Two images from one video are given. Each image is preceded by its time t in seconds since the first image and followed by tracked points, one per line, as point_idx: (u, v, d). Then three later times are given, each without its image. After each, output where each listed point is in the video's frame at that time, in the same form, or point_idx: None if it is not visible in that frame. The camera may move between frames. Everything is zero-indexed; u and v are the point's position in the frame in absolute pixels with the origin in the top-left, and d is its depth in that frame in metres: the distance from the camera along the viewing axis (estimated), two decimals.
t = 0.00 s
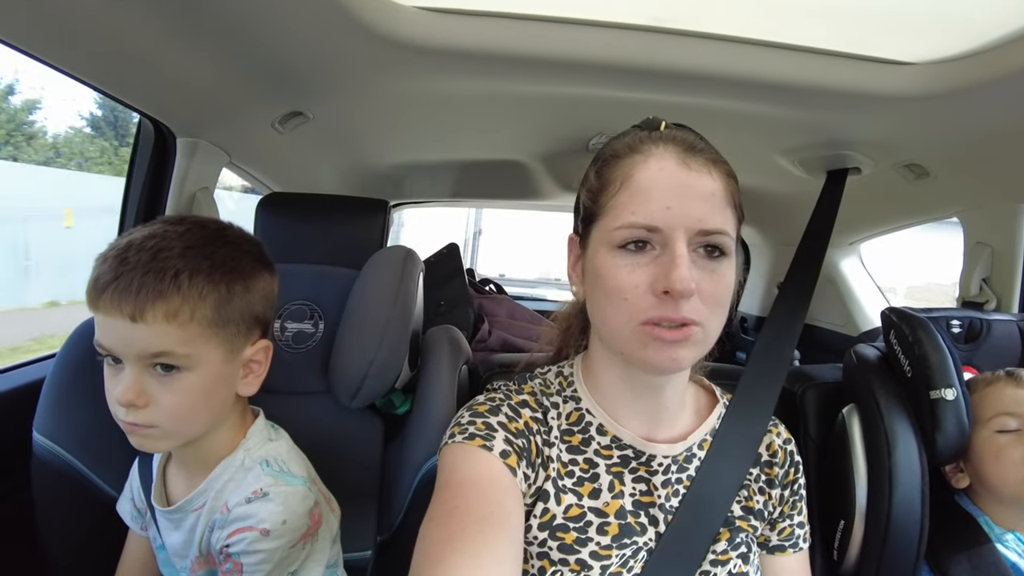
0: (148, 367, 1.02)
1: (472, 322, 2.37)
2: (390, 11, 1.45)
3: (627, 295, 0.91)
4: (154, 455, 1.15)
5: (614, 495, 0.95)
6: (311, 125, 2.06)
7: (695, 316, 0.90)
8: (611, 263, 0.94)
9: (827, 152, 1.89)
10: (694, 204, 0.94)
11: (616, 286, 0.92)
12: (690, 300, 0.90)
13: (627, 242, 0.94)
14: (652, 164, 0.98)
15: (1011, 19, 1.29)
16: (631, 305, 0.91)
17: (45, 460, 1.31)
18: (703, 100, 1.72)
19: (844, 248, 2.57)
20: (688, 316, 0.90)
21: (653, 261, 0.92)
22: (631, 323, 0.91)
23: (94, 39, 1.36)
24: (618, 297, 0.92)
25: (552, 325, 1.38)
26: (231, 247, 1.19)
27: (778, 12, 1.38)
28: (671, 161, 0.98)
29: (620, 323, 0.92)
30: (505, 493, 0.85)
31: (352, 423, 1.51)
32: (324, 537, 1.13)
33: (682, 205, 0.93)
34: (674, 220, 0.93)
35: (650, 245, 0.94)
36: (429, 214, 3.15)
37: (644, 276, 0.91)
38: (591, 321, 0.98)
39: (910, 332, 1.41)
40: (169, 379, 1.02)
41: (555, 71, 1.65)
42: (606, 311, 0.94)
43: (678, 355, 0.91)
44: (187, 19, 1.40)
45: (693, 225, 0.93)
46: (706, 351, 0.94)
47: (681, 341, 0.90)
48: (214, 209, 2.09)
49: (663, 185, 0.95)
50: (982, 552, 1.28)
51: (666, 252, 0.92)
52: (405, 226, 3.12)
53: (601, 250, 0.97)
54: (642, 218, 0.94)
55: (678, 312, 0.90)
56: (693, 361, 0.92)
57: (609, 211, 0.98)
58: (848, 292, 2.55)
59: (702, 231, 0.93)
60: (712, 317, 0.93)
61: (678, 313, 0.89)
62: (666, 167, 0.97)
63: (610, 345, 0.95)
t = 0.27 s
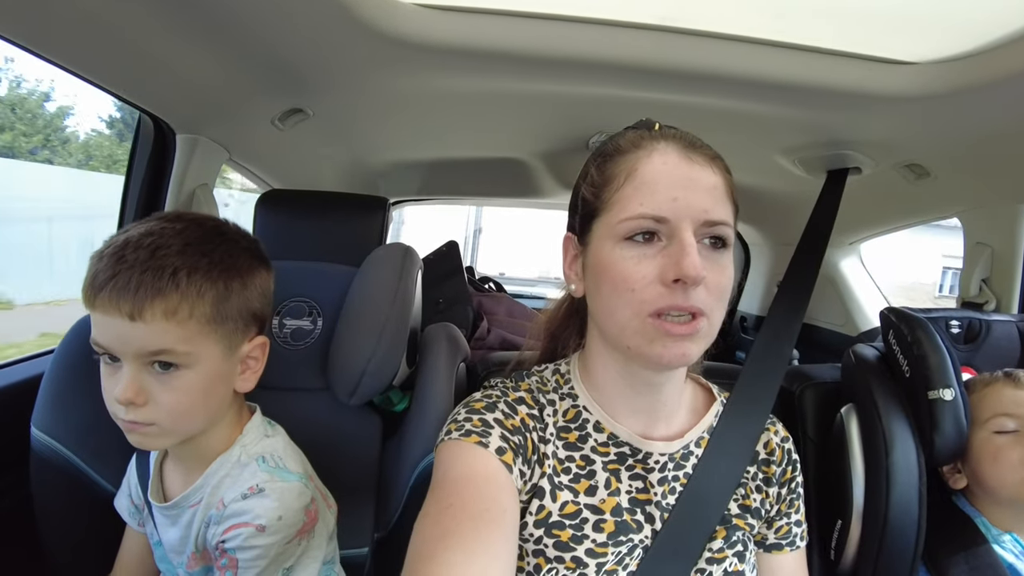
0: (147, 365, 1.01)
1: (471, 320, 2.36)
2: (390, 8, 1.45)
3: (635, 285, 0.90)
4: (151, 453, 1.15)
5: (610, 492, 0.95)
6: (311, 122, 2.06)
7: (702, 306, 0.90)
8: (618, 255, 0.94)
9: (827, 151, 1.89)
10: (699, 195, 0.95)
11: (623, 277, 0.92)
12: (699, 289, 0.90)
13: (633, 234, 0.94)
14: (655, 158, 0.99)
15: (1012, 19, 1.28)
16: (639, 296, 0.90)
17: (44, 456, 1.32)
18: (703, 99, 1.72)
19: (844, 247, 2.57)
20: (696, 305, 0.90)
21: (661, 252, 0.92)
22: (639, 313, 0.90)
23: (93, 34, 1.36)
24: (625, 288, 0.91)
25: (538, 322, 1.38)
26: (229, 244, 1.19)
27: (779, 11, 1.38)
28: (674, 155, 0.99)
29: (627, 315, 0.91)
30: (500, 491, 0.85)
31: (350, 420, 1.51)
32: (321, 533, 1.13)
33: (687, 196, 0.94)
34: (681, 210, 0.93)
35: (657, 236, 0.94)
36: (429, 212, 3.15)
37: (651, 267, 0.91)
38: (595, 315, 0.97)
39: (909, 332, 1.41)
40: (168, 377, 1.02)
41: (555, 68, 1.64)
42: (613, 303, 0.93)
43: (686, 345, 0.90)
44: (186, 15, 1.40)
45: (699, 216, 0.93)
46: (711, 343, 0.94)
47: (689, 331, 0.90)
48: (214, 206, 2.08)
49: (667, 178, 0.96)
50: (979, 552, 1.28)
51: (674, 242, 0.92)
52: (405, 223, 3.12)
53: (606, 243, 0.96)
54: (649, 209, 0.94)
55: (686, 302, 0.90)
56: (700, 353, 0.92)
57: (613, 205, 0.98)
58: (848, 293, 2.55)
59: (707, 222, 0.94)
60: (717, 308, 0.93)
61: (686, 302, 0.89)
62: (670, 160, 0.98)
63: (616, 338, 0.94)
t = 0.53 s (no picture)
0: (147, 368, 1.02)
1: (471, 319, 2.36)
2: (387, 7, 1.45)
3: (638, 282, 0.90)
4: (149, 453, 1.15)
5: (609, 489, 0.95)
6: (310, 121, 2.06)
7: (705, 304, 0.90)
8: (620, 252, 0.94)
9: (826, 150, 1.89)
10: (702, 194, 0.95)
11: (626, 274, 0.91)
12: (701, 287, 0.90)
13: (636, 232, 0.94)
14: (657, 157, 0.99)
15: (1011, 16, 1.28)
16: (642, 293, 0.90)
17: (41, 453, 1.32)
18: (702, 97, 1.72)
19: (844, 246, 2.57)
20: (698, 303, 0.90)
21: (663, 250, 0.92)
22: (642, 311, 0.90)
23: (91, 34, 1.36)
24: (628, 285, 0.91)
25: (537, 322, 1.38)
26: (227, 245, 1.18)
27: (776, 9, 1.37)
28: (676, 154, 0.99)
29: (630, 312, 0.91)
30: (496, 487, 0.85)
31: (348, 418, 1.51)
32: (320, 532, 1.13)
33: (690, 195, 0.94)
34: (683, 209, 0.93)
35: (659, 234, 0.94)
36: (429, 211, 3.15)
37: (654, 265, 0.91)
38: (596, 313, 0.97)
39: (908, 331, 1.41)
40: (168, 379, 1.02)
41: (553, 67, 1.64)
42: (614, 300, 0.92)
43: (688, 343, 0.90)
44: (183, 14, 1.40)
45: (701, 214, 0.93)
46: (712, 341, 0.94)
47: (691, 329, 0.90)
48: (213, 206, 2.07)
49: (669, 176, 0.96)
50: (978, 551, 1.28)
51: (676, 240, 0.92)
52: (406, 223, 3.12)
53: (608, 241, 0.96)
54: (652, 206, 0.94)
55: (689, 299, 0.90)
56: (701, 351, 0.92)
57: (615, 203, 0.98)
58: (848, 292, 2.54)
59: (709, 220, 0.94)
60: (718, 306, 0.93)
61: (689, 299, 0.89)
62: (671, 159, 0.98)
63: (617, 336, 0.94)
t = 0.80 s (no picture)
0: (149, 372, 1.02)
1: (471, 319, 2.37)
2: (387, 8, 1.45)
3: (628, 283, 0.91)
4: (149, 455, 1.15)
5: (609, 488, 0.95)
6: (311, 121, 2.07)
7: (696, 302, 0.90)
8: (610, 253, 0.94)
9: (826, 150, 1.89)
10: (691, 193, 0.95)
11: (617, 274, 0.92)
12: (692, 285, 0.90)
13: (625, 232, 0.95)
14: (646, 156, 0.99)
15: (1010, 16, 1.28)
16: (632, 293, 0.90)
17: (44, 453, 1.33)
18: (702, 97, 1.72)
19: (844, 246, 2.57)
20: (690, 301, 0.90)
21: (653, 250, 0.93)
22: (633, 310, 0.90)
23: (92, 34, 1.36)
24: (619, 286, 0.92)
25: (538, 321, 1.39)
26: (227, 247, 1.19)
27: (776, 9, 1.38)
28: (665, 154, 0.99)
29: (621, 312, 0.91)
30: (495, 487, 0.85)
31: (349, 419, 1.52)
32: (320, 531, 1.14)
33: (679, 194, 0.94)
34: (672, 208, 0.93)
35: (649, 234, 0.94)
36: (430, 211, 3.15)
37: (644, 264, 0.91)
38: (591, 314, 0.98)
39: (908, 331, 1.41)
40: (171, 383, 1.03)
41: (553, 67, 1.64)
42: (607, 301, 0.93)
43: (681, 341, 0.90)
44: (183, 15, 1.40)
45: (691, 213, 0.94)
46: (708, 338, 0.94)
47: (683, 327, 0.90)
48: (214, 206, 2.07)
49: (658, 175, 0.96)
50: (979, 551, 1.28)
51: (666, 240, 0.92)
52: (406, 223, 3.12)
53: (599, 242, 0.97)
54: (641, 206, 0.94)
55: (679, 298, 0.90)
56: (695, 349, 0.92)
57: (605, 204, 0.99)
58: (849, 291, 2.55)
59: (699, 219, 0.94)
60: (712, 304, 0.93)
61: (680, 298, 0.89)
62: (660, 158, 0.99)
63: (612, 336, 0.94)
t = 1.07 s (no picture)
0: (149, 370, 1.02)
1: (472, 319, 2.36)
2: (387, 7, 1.45)
3: (608, 287, 0.91)
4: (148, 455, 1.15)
5: (610, 490, 0.95)
6: (312, 121, 2.07)
7: (677, 304, 0.90)
8: (592, 259, 0.94)
9: (828, 151, 1.89)
10: (670, 194, 0.94)
11: (598, 279, 0.92)
12: (671, 288, 0.89)
13: (606, 237, 0.94)
14: (626, 159, 0.98)
15: (1012, 16, 1.28)
16: (612, 297, 0.91)
17: (43, 452, 1.33)
18: (704, 97, 1.71)
19: (846, 247, 2.56)
20: (670, 304, 0.90)
21: (634, 254, 0.92)
22: (614, 314, 0.91)
23: (93, 34, 1.36)
24: (600, 290, 0.92)
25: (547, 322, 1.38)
26: (226, 245, 1.19)
27: (777, 9, 1.37)
28: (646, 155, 0.98)
29: (604, 316, 0.92)
30: (496, 487, 0.85)
31: (350, 419, 1.51)
32: (321, 531, 1.14)
33: (657, 196, 0.93)
34: (651, 211, 0.93)
35: (629, 238, 0.94)
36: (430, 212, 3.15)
37: (624, 268, 0.91)
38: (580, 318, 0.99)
39: (909, 332, 1.41)
40: (170, 380, 1.03)
41: (554, 67, 1.64)
42: (591, 306, 0.94)
43: (663, 344, 0.90)
44: (183, 14, 1.40)
45: (670, 215, 0.93)
46: (695, 340, 0.93)
47: (665, 330, 0.90)
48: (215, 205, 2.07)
49: (638, 178, 0.95)
50: (980, 551, 1.27)
51: (645, 243, 0.92)
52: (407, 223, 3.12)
53: (583, 247, 0.97)
54: (619, 211, 0.94)
55: (659, 301, 0.90)
56: (680, 350, 0.92)
57: (588, 209, 0.99)
58: (851, 292, 2.54)
59: (680, 220, 0.93)
60: (698, 305, 0.92)
61: (659, 301, 0.89)
62: (641, 160, 0.98)
63: (600, 339, 0.95)
